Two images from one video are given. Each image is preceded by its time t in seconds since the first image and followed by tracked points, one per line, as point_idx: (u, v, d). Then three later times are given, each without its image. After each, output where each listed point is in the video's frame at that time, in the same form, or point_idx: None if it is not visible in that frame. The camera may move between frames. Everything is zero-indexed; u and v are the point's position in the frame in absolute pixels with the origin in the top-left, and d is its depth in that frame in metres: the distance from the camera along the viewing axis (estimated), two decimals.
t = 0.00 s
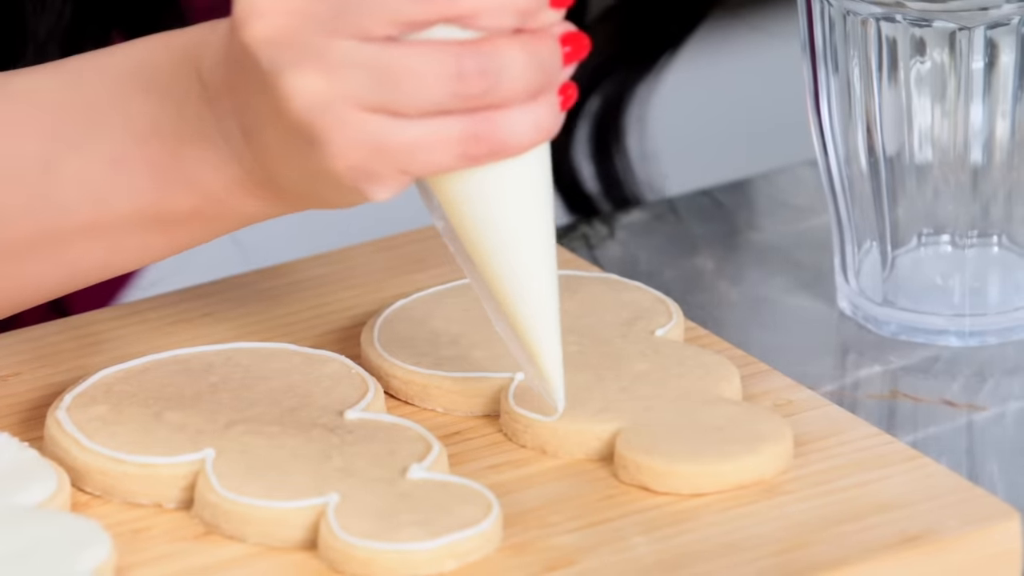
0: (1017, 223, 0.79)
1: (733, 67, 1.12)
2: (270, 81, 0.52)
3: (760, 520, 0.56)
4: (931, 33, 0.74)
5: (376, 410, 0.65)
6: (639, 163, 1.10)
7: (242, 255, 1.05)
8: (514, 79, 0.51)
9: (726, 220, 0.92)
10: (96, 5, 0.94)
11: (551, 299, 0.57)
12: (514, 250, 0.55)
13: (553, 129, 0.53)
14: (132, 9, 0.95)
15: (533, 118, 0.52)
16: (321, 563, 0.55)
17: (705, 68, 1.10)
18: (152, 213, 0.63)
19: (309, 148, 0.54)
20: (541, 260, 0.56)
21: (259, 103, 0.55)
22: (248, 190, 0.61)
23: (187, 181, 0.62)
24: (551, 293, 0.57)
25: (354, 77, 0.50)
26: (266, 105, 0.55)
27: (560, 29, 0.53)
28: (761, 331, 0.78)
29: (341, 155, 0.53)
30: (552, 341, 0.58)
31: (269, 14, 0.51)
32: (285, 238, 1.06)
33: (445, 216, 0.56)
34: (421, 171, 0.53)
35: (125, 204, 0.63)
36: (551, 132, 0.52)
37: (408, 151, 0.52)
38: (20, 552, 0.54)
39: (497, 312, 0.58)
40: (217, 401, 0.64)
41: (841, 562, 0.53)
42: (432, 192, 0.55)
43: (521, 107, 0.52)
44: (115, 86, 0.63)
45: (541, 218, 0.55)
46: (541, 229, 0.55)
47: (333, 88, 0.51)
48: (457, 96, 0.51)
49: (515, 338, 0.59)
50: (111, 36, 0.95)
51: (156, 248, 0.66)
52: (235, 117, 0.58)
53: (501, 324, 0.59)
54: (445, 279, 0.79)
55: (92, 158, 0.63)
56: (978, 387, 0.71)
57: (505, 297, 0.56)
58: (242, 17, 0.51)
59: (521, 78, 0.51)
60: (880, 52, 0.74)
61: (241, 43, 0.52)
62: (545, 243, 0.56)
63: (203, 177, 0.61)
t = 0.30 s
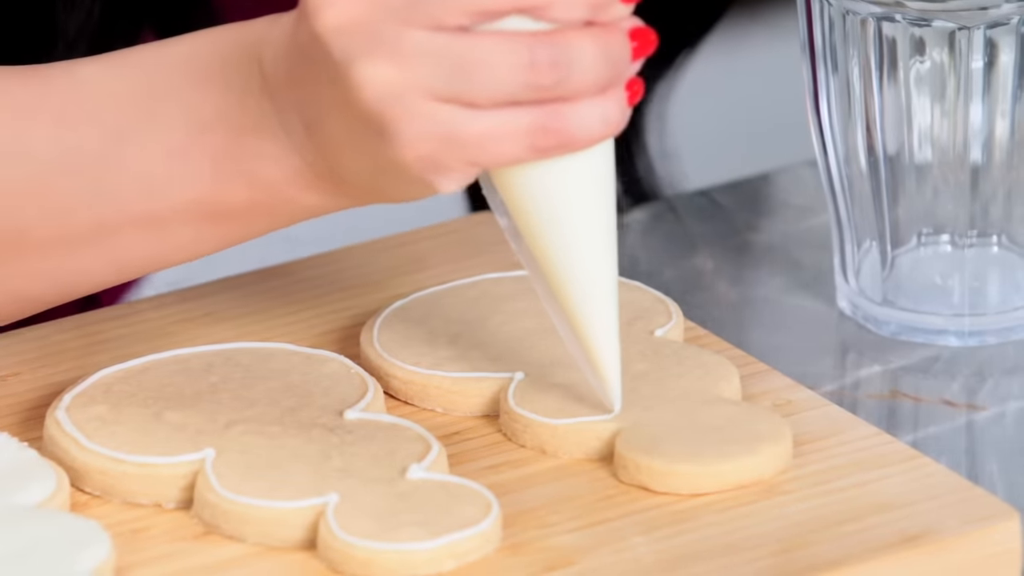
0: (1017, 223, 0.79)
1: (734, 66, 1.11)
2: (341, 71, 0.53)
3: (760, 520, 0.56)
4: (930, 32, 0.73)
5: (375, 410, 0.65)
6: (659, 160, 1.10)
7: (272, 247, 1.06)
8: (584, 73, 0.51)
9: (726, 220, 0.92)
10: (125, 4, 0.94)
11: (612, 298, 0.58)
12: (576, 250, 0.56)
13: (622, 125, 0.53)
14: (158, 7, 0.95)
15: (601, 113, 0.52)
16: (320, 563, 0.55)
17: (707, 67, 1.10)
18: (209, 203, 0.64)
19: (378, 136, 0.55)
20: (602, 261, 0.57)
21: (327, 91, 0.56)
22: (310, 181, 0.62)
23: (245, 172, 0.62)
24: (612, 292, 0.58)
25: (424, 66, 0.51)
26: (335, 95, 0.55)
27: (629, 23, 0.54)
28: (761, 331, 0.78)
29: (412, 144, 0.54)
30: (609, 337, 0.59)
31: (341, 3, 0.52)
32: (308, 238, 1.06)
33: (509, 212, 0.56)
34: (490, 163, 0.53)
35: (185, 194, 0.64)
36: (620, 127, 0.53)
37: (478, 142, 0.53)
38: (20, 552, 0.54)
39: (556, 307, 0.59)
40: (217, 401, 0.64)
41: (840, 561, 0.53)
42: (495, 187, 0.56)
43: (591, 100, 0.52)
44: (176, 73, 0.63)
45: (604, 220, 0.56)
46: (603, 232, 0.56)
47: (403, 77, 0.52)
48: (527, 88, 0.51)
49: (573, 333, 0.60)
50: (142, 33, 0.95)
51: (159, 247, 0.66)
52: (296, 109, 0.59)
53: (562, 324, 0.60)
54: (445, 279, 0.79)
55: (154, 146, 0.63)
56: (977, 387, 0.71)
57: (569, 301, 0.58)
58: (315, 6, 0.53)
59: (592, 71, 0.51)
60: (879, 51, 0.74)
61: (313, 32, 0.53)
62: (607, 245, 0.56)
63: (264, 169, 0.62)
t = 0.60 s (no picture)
0: (1017, 222, 0.79)
1: (737, 65, 1.10)
2: (363, 81, 0.52)
3: (760, 519, 0.56)
4: (931, 32, 0.73)
5: (376, 409, 0.65)
6: (668, 165, 1.10)
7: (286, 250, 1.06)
8: (608, 85, 0.51)
9: (726, 219, 0.92)
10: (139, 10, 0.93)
11: (629, 309, 0.58)
12: (595, 264, 0.56)
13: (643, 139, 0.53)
14: (174, 11, 0.94)
15: (621, 125, 0.52)
16: (320, 562, 0.55)
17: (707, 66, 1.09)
18: (230, 214, 0.64)
19: (397, 149, 0.54)
20: (621, 275, 0.57)
21: (346, 105, 0.56)
22: (328, 192, 0.62)
23: (263, 181, 0.62)
24: (630, 304, 0.58)
25: (447, 77, 0.51)
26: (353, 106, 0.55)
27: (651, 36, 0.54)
28: (761, 332, 0.78)
29: (431, 156, 0.53)
30: (625, 347, 0.59)
31: (365, 12, 0.51)
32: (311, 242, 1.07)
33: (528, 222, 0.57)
34: (510, 175, 0.53)
35: (204, 203, 0.64)
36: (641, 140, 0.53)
37: (499, 155, 0.53)
38: (20, 551, 0.54)
39: (574, 316, 0.59)
40: (217, 401, 0.64)
41: (840, 561, 0.53)
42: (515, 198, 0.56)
43: (612, 113, 0.52)
44: (194, 83, 0.63)
45: (623, 234, 0.56)
46: (623, 246, 0.56)
47: (426, 88, 0.51)
48: (549, 101, 0.51)
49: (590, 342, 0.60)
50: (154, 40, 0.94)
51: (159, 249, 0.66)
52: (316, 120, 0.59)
53: (579, 330, 0.60)
54: (445, 279, 0.79)
55: (175, 156, 0.63)
56: (978, 386, 0.71)
57: (586, 310, 0.58)
58: (339, 16, 0.52)
59: (615, 83, 0.51)
60: (880, 51, 0.75)
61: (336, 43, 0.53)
62: (626, 258, 0.57)
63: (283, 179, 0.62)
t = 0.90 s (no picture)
0: (1017, 223, 0.79)
1: (737, 65, 1.10)
2: (356, 82, 0.52)
3: (761, 520, 0.56)
4: (931, 33, 0.73)
5: (376, 410, 0.65)
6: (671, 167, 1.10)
7: (288, 251, 1.06)
8: (600, 86, 0.51)
9: (727, 220, 0.92)
10: (138, 7, 0.93)
11: (625, 309, 0.58)
12: (591, 263, 0.56)
13: (637, 137, 0.53)
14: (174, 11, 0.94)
15: (615, 125, 0.52)
16: (320, 563, 0.55)
17: (707, 67, 1.09)
18: (225, 214, 0.64)
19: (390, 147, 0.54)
20: (617, 274, 0.57)
21: (341, 104, 0.56)
22: (323, 190, 0.62)
23: (258, 182, 0.62)
24: (626, 303, 0.58)
25: (440, 78, 0.51)
26: (348, 106, 0.55)
27: (644, 36, 0.53)
28: (762, 333, 0.78)
29: (425, 156, 0.53)
30: (622, 347, 0.59)
31: (357, 12, 0.52)
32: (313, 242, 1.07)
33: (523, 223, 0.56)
34: (504, 174, 0.53)
35: (202, 204, 0.64)
36: (635, 140, 0.53)
37: (492, 153, 0.52)
38: (20, 552, 0.54)
39: (570, 316, 0.59)
40: (217, 401, 0.64)
41: (841, 562, 0.53)
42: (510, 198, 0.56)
43: (605, 112, 0.52)
44: (193, 84, 0.63)
45: (619, 233, 0.56)
46: (619, 245, 0.56)
47: (418, 88, 0.51)
48: (542, 101, 0.51)
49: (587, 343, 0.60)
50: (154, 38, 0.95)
51: (158, 249, 0.66)
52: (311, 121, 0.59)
53: (577, 333, 0.60)
54: (445, 280, 0.79)
55: (171, 156, 0.63)
56: (978, 387, 0.71)
57: (582, 310, 0.58)
58: (331, 15, 0.52)
59: (607, 83, 0.51)
60: (880, 51, 0.75)
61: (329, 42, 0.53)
62: (622, 257, 0.57)
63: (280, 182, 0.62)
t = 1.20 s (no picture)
0: (1017, 224, 0.79)
1: (737, 66, 1.10)
2: (348, 90, 0.52)
3: (760, 521, 0.56)
4: (930, 34, 0.73)
5: (375, 411, 0.65)
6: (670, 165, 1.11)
7: (288, 253, 1.06)
8: (591, 97, 0.50)
9: (726, 220, 0.92)
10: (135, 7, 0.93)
11: (620, 326, 0.56)
12: (584, 279, 0.54)
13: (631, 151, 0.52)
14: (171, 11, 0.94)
15: (608, 138, 0.51)
16: (319, 564, 0.55)
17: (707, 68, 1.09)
18: (220, 220, 0.64)
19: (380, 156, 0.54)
20: (611, 289, 0.55)
21: (333, 113, 0.55)
22: (315, 201, 0.62)
23: (252, 190, 0.62)
24: (620, 320, 0.56)
25: (430, 88, 0.51)
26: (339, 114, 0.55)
27: (640, 49, 0.53)
28: (760, 334, 0.78)
29: (417, 165, 0.53)
30: (616, 365, 0.58)
31: (348, 20, 0.51)
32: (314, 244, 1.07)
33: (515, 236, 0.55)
34: (496, 186, 0.53)
35: (199, 208, 0.64)
36: (628, 154, 0.52)
37: (481, 165, 0.52)
38: (19, 553, 0.54)
39: (564, 333, 0.58)
40: (216, 403, 0.64)
41: (840, 563, 0.53)
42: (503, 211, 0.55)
43: (597, 126, 0.51)
44: (192, 87, 0.63)
45: (613, 247, 0.54)
46: (613, 259, 0.55)
47: (409, 98, 0.51)
48: (533, 112, 0.51)
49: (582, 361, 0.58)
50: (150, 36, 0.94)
51: (157, 252, 0.66)
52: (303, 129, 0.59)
53: (569, 349, 0.59)
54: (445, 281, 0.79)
55: (167, 160, 0.63)
56: (977, 388, 0.71)
57: (576, 326, 0.56)
58: (323, 23, 0.52)
59: (599, 96, 0.51)
60: (879, 53, 0.74)
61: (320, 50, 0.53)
62: (617, 272, 0.55)
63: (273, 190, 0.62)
